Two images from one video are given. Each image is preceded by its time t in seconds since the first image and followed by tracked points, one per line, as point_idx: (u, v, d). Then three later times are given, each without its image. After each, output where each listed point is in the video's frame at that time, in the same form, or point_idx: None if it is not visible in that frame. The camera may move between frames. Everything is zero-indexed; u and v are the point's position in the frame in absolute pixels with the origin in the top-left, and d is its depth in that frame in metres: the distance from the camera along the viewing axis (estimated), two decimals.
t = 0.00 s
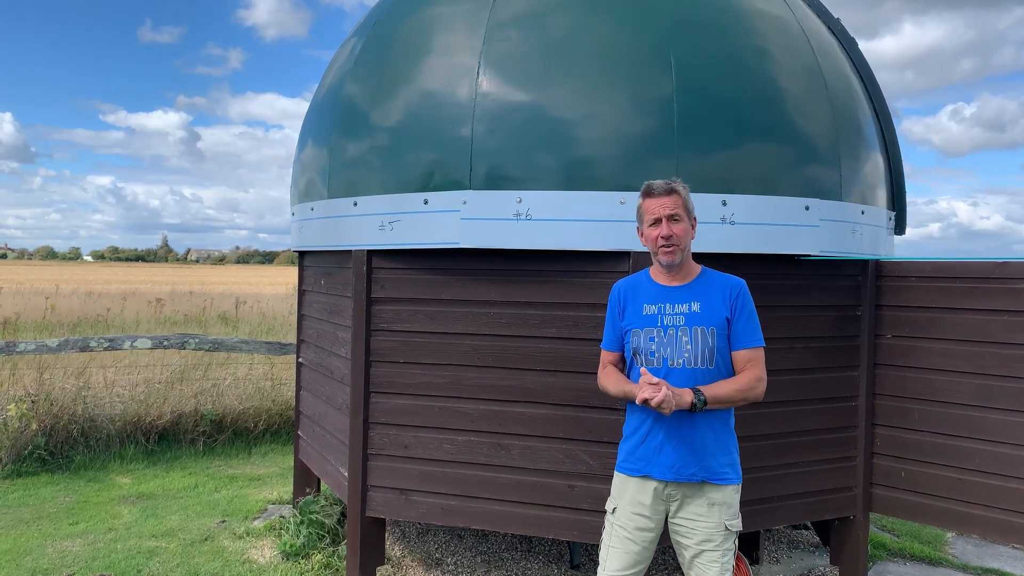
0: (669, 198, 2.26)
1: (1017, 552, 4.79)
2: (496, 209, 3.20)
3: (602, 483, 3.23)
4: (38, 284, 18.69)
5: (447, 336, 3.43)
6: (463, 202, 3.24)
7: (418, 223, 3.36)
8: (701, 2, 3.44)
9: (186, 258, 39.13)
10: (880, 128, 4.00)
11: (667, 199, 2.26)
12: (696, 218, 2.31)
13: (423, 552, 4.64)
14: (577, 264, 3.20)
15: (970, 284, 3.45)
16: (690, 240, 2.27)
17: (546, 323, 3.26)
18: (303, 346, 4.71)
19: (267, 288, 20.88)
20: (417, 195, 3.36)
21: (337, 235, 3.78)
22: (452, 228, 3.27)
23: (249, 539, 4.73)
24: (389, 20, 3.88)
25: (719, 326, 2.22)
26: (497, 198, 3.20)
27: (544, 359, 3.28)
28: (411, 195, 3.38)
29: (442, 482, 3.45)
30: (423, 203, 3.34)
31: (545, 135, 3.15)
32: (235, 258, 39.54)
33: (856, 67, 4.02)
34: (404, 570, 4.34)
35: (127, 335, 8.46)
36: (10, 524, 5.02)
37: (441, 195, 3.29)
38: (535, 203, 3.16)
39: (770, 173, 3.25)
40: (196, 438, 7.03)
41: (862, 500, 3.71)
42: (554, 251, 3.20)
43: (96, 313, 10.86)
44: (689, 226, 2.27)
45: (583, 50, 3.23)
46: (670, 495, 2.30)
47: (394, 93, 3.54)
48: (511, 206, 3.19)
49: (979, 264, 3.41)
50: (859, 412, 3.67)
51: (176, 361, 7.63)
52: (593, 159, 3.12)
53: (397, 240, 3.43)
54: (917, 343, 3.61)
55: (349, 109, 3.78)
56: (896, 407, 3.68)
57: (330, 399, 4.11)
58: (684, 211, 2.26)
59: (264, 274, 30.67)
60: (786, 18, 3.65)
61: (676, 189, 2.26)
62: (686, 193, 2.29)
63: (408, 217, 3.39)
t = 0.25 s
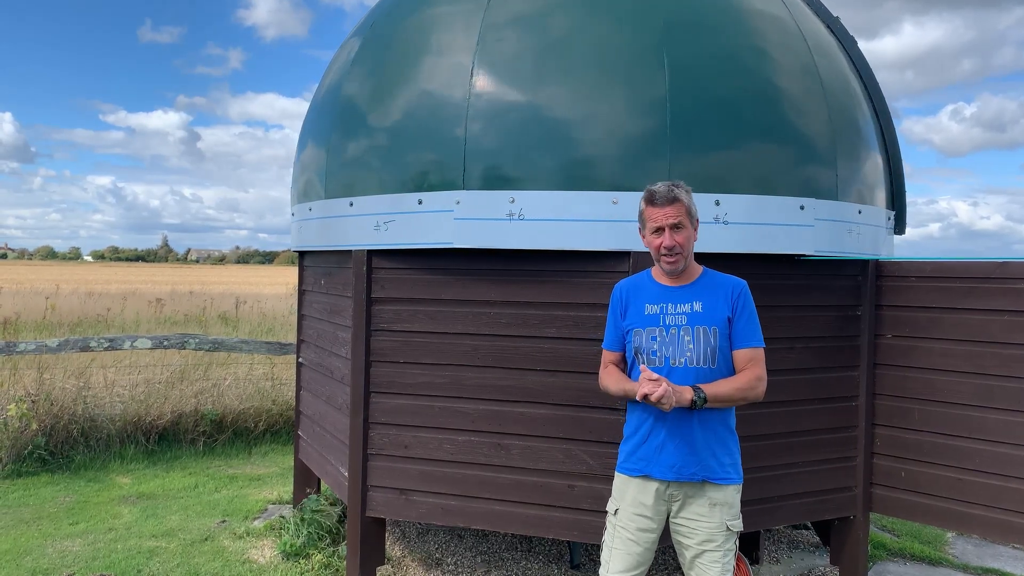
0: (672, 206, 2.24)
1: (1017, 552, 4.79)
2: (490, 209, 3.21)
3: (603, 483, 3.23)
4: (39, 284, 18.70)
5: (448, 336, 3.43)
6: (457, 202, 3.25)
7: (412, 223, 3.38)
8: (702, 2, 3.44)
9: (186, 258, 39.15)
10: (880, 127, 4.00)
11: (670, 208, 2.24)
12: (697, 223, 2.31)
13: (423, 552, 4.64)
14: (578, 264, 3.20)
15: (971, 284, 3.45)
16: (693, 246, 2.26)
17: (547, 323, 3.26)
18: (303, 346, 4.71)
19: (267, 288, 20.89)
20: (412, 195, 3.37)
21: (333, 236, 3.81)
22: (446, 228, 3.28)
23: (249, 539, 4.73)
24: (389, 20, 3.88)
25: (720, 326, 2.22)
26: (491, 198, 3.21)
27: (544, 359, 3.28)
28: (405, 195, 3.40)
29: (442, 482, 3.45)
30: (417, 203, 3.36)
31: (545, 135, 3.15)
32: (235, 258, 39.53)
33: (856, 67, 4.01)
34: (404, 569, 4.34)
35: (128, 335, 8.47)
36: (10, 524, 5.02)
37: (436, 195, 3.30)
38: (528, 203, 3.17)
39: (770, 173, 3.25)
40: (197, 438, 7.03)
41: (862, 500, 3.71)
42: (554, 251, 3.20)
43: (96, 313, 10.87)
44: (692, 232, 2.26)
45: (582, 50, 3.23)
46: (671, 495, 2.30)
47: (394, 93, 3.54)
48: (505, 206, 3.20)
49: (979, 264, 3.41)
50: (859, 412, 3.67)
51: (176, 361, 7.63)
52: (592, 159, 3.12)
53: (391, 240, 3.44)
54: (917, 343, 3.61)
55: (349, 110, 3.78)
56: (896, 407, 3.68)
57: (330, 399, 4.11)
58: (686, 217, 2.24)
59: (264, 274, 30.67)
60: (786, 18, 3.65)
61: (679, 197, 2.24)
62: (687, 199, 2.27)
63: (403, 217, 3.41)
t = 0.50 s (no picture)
0: (648, 207, 2.29)
1: (1017, 552, 4.79)
2: (483, 209, 3.22)
3: (603, 483, 3.23)
4: (39, 284, 18.71)
5: (448, 336, 3.42)
6: (451, 202, 3.26)
7: (407, 223, 3.39)
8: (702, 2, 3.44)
9: (186, 258, 39.16)
10: (880, 127, 4.00)
11: (647, 208, 2.30)
12: (691, 223, 2.25)
13: (423, 552, 4.64)
14: (578, 264, 3.20)
15: (971, 284, 3.44)
16: (676, 251, 2.27)
17: (547, 323, 3.26)
18: (304, 346, 4.70)
19: (268, 288, 20.90)
20: (406, 195, 3.39)
21: (331, 236, 3.84)
22: (440, 228, 3.29)
23: (249, 539, 4.73)
24: (389, 20, 3.88)
25: (705, 333, 2.18)
26: (484, 199, 3.22)
27: (545, 359, 3.28)
28: (400, 196, 3.41)
29: (443, 482, 3.45)
30: (412, 204, 3.37)
31: (545, 136, 3.15)
32: (235, 258, 39.54)
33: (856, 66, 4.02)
34: (404, 569, 4.34)
35: (128, 335, 8.47)
36: (10, 524, 5.02)
37: (430, 195, 3.32)
38: (521, 203, 3.18)
39: (770, 174, 3.26)
40: (197, 438, 7.03)
41: (862, 500, 3.71)
42: (555, 251, 3.20)
43: (96, 313, 10.87)
44: (674, 237, 2.25)
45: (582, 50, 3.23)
46: (653, 492, 2.33)
47: (393, 93, 3.54)
48: (498, 206, 3.20)
49: (979, 264, 3.41)
50: (859, 412, 3.67)
51: (177, 360, 7.64)
52: (593, 159, 3.13)
53: (385, 240, 3.46)
54: (917, 343, 3.61)
55: (349, 110, 3.78)
56: (896, 407, 3.68)
57: (331, 399, 4.11)
58: (664, 223, 2.25)
59: (264, 274, 30.68)
60: (785, 18, 3.65)
61: (654, 198, 2.28)
62: (672, 204, 2.25)
63: (398, 217, 3.42)
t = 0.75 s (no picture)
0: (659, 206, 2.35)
1: (1017, 552, 4.79)
2: (476, 209, 3.23)
3: (603, 483, 3.23)
4: (39, 284, 18.71)
5: (448, 336, 3.42)
6: (444, 202, 3.27)
7: (401, 223, 3.40)
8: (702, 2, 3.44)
9: (186, 258, 39.17)
10: (881, 127, 4.00)
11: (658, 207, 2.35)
12: (689, 228, 2.25)
13: (423, 552, 4.64)
14: (578, 264, 3.20)
15: (972, 284, 3.45)
16: (676, 253, 2.31)
17: (547, 323, 3.26)
18: (304, 346, 4.70)
19: (267, 287, 20.91)
20: (401, 196, 3.40)
21: (329, 236, 3.86)
22: (434, 229, 3.30)
23: (250, 539, 4.74)
24: (388, 20, 3.88)
25: (677, 338, 2.24)
26: (476, 199, 3.23)
27: (545, 359, 3.28)
28: (395, 196, 3.43)
29: (443, 482, 3.45)
30: (406, 204, 3.38)
31: (546, 137, 3.16)
32: (235, 258, 39.54)
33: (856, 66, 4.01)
34: (404, 569, 4.34)
35: (128, 335, 8.47)
36: (10, 524, 5.02)
37: (425, 195, 3.33)
38: (514, 203, 3.18)
39: (770, 174, 3.26)
40: (197, 438, 7.03)
41: (862, 500, 3.71)
42: (555, 251, 3.20)
43: (96, 313, 10.88)
44: (672, 240, 2.29)
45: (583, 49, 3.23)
46: (636, 482, 2.47)
47: (393, 92, 3.54)
48: (490, 206, 3.21)
49: (979, 264, 3.41)
50: (859, 412, 3.67)
51: (177, 360, 7.64)
52: (593, 159, 3.12)
53: (379, 239, 3.49)
54: (917, 343, 3.61)
55: (349, 110, 3.77)
56: (896, 407, 3.68)
57: (331, 399, 4.11)
58: (662, 225, 2.31)
59: (264, 274, 30.69)
60: (785, 18, 3.65)
61: (661, 199, 2.31)
62: (670, 208, 2.27)
63: (392, 217, 3.43)
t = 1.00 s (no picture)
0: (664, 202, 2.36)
1: (1017, 552, 4.79)
2: (470, 210, 3.24)
3: (603, 483, 3.23)
4: (39, 284, 18.71)
5: (448, 336, 3.42)
6: (439, 203, 3.29)
7: (396, 223, 3.42)
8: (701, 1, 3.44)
9: (186, 258, 39.18)
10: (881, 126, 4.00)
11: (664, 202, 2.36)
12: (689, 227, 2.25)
13: (423, 552, 4.64)
14: (578, 264, 3.20)
15: (972, 284, 3.45)
16: (677, 249, 2.32)
17: (547, 323, 3.26)
18: (304, 346, 4.70)
19: (267, 288, 20.93)
20: (396, 196, 3.42)
21: (327, 236, 3.89)
22: (428, 229, 3.32)
23: (250, 539, 4.73)
24: (388, 19, 3.89)
25: (670, 336, 2.27)
26: (470, 199, 3.24)
27: (545, 359, 3.28)
28: (390, 196, 3.44)
29: (443, 482, 3.45)
30: (401, 204, 3.40)
31: (546, 138, 3.16)
32: (235, 258, 39.55)
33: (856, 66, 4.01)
34: (404, 569, 4.34)
35: (128, 335, 8.47)
36: (11, 524, 5.02)
37: (419, 195, 3.34)
38: (507, 204, 3.19)
39: (771, 175, 3.26)
40: (197, 438, 7.03)
41: (862, 500, 3.71)
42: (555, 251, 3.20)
43: (97, 313, 10.88)
44: (673, 236, 2.31)
45: (583, 49, 3.23)
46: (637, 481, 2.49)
47: (393, 92, 3.54)
48: (484, 206, 3.22)
49: (979, 264, 3.41)
50: (859, 412, 3.67)
51: (177, 360, 7.64)
52: (593, 159, 3.12)
53: (376, 239, 3.50)
54: (917, 343, 3.61)
55: (349, 111, 3.78)
56: (896, 407, 3.68)
57: (331, 399, 4.11)
58: (665, 220, 2.32)
59: (264, 274, 30.69)
60: (785, 18, 3.65)
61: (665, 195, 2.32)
62: (673, 204, 2.28)
63: (387, 217, 3.45)
